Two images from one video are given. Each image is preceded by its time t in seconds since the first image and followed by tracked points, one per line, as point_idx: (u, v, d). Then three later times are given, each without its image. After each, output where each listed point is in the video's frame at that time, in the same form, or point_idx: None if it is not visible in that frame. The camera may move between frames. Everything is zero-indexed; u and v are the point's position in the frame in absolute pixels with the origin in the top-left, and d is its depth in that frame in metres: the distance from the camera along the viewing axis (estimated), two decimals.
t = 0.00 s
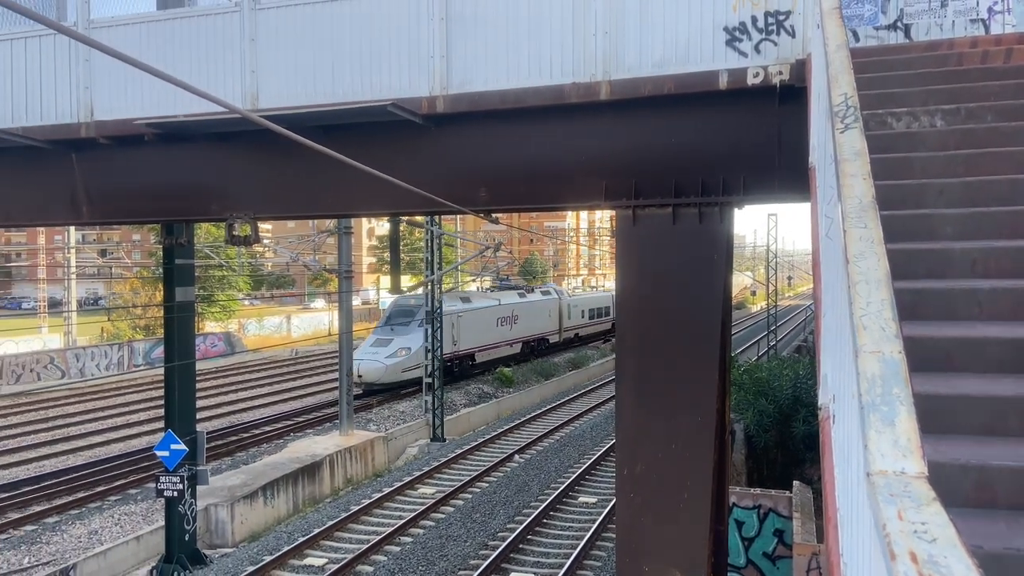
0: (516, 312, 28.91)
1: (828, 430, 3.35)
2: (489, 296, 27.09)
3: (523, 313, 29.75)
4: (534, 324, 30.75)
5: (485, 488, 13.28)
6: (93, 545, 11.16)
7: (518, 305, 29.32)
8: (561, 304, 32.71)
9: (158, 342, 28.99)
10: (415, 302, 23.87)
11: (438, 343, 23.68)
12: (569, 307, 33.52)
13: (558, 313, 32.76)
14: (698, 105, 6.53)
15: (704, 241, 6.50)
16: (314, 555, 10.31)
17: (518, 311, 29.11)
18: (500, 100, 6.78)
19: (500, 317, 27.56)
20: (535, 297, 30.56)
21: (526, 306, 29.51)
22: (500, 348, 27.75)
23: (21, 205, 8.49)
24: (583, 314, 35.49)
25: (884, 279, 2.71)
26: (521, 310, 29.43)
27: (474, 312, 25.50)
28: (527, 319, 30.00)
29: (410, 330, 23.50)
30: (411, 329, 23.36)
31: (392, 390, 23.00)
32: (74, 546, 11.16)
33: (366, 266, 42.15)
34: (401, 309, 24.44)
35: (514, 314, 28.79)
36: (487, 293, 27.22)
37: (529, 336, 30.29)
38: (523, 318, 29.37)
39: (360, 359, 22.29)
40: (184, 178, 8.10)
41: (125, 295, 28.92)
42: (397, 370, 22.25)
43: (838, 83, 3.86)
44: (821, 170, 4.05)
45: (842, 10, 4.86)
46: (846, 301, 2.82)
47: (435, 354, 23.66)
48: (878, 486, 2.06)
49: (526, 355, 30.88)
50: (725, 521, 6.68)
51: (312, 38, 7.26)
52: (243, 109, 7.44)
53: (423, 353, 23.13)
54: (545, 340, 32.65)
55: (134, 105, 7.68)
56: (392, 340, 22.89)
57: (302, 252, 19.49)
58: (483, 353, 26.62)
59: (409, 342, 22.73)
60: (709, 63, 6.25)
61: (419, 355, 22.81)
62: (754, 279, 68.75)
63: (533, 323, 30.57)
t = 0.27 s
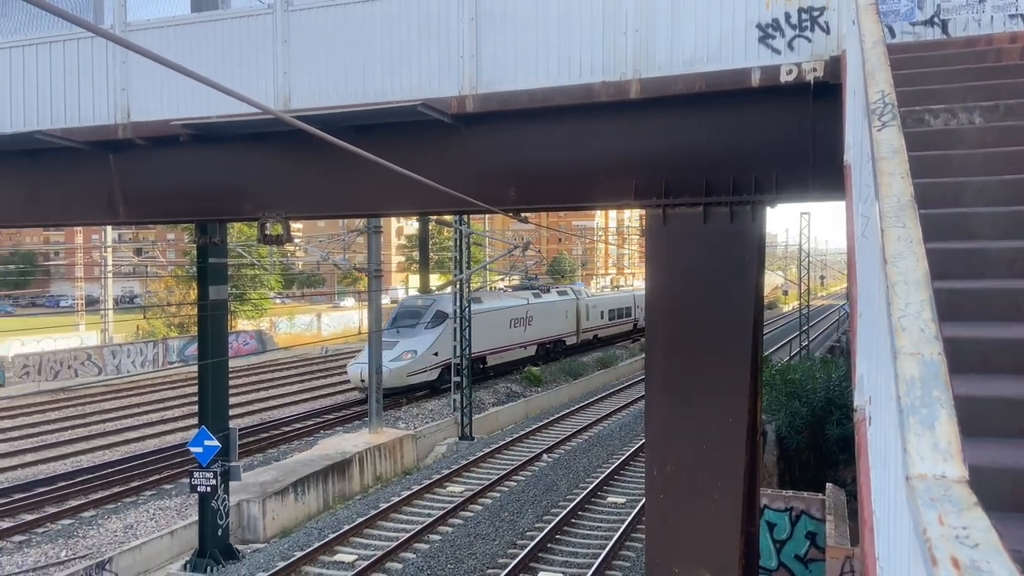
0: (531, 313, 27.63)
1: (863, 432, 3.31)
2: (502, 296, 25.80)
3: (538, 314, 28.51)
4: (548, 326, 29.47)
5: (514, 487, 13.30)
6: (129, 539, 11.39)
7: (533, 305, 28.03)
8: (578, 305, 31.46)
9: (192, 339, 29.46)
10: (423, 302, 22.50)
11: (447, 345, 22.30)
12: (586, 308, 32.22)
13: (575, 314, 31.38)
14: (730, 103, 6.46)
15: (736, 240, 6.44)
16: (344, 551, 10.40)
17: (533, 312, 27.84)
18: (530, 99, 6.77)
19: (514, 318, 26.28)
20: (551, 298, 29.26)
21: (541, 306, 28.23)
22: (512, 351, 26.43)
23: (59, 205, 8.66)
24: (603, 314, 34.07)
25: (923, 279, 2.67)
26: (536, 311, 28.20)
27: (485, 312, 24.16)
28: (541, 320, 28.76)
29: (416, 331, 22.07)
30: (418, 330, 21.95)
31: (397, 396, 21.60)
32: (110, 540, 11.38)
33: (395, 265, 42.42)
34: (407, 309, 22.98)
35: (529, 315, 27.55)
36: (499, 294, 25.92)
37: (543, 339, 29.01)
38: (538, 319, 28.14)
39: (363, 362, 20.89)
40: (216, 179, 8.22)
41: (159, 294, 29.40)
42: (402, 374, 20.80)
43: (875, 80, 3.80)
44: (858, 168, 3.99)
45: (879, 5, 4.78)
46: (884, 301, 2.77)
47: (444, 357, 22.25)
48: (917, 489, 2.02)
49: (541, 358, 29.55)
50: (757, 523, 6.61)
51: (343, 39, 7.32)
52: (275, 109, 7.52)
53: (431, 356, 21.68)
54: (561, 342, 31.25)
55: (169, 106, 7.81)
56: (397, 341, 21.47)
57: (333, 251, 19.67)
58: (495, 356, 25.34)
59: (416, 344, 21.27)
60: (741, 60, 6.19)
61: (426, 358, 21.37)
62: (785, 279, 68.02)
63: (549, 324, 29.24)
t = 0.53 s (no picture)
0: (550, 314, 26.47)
1: (909, 435, 3.24)
2: (519, 296, 24.69)
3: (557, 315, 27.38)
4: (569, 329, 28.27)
5: (548, 485, 13.29)
6: (171, 532, 11.63)
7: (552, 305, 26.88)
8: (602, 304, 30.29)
9: (231, 336, 29.95)
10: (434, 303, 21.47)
11: (460, 348, 21.26)
12: (610, 309, 30.91)
13: (599, 315, 30.12)
14: (770, 99, 6.37)
15: (776, 239, 6.34)
16: (380, 547, 10.50)
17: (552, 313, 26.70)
18: (566, 96, 6.75)
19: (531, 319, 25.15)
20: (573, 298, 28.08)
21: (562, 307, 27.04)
22: (530, 354, 25.25)
23: (105, 204, 8.86)
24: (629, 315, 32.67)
25: (973, 278, 2.60)
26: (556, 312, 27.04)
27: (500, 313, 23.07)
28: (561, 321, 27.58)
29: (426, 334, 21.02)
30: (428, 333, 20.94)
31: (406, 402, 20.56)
32: (153, 532, 11.64)
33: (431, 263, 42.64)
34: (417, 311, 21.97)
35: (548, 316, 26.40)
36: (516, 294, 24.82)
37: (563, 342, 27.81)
38: (557, 320, 26.96)
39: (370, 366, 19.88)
40: (256, 178, 8.35)
41: (200, 291, 29.95)
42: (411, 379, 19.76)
43: (922, 75, 3.71)
44: (904, 165, 3.90)
45: None
46: (933, 301, 2.71)
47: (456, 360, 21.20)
48: (968, 493, 1.97)
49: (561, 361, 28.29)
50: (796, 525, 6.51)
51: (380, 39, 7.37)
52: (314, 109, 7.61)
53: (441, 359, 20.62)
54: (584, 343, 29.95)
55: (211, 107, 7.94)
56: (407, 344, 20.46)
57: (370, 249, 19.82)
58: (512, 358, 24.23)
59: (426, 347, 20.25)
60: (782, 55, 6.10)
61: (436, 361, 20.33)
62: (825, 278, 66.88)
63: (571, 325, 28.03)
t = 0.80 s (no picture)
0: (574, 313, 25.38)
1: (965, 438, 3.15)
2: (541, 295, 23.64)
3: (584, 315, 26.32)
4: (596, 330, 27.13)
5: (590, 483, 13.26)
6: (219, 523, 11.89)
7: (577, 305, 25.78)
8: (631, 303, 29.09)
9: (277, 332, 30.48)
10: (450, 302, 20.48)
11: (477, 350, 20.36)
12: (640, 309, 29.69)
13: (628, 314, 29.00)
14: (819, 94, 6.25)
15: (825, 235, 6.23)
16: (422, 541, 10.60)
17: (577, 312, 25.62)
18: (610, 92, 6.70)
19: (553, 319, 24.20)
20: (600, 296, 27.02)
21: (588, 306, 26.00)
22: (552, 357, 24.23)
23: (157, 202, 9.09)
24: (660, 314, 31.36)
25: None
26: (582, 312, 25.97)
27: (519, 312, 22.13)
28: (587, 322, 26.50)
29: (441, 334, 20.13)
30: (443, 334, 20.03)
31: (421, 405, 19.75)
32: (202, 523, 11.92)
33: (473, 260, 42.83)
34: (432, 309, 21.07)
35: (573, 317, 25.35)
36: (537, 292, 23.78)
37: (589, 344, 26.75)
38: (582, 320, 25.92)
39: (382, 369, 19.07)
40: (302, 176, 8.49)
41: (247, 287, 30.54)
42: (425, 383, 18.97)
43: (980, 69, 3.61)
44: (960, 161, 3.79)
45: None
46: (991, 300, 2.63)
47: (473, 363, 20.30)
48: None
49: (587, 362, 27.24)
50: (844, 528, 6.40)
51: (425, 37, 7.43)
52: (359, 107, 7.70)
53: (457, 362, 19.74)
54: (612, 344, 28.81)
55: (259, 106, 8.10)
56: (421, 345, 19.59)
57: (412, 246, 19.98)
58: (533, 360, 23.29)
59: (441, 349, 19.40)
60: (833, 49, 5.98)
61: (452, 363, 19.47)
62: (874, 276, 65.43)
63: (598, 325, 26.96)
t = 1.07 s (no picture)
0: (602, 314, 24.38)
1: None
2: (564, 294, 22.86)
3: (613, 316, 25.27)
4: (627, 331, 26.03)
5: (637, 482, 13.16)
6: (271, 514, 12.14)
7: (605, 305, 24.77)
8: (665, 303, 28.02)
9: (327, 327, 30.99)
10: (469, 301, 20.31)
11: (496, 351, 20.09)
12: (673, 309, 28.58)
13: (662, 314, 27.95)
14: (876, 87, 6.08)
15: (883, 231, 6.06)
16: (469, 537, 10.66)
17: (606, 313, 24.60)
18: (660, 87, 6.62)
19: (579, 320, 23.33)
20: (631, 295, 26.06)
21: (619, 305, 25.03)
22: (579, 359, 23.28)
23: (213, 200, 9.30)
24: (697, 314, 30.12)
25: None
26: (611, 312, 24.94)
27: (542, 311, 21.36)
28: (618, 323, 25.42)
29: (458, 335, 19.77)
30: (461, 334, 19.81)
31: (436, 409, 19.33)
32: (254, 514, 12.18)
33: (519, 258, 42.92)
34: (450, 310, 20.78)
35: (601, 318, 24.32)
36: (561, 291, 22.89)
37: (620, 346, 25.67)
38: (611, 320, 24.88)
39: (396, 370, 18.80)
40: (352, 174, 8.60)
41: (298, 283, 31.11)
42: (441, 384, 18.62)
43: None
44: None
45: None
46: None
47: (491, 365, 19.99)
48: None
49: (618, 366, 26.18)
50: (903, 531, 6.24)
51: (473, 35, 7.44)
52: (408, 105, 7.76)
53: (475, 363, 19.42)
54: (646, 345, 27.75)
55: (311, 105, 8.22)
56: (438, 346, 19.34)
57: (459, 243, 20.08)
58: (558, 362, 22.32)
59: (458, 350, 19.14)
60: (891, 41, 5.81)
61: (469, 364, 19.19)
62: (932, 274, 63.55)
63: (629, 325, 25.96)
